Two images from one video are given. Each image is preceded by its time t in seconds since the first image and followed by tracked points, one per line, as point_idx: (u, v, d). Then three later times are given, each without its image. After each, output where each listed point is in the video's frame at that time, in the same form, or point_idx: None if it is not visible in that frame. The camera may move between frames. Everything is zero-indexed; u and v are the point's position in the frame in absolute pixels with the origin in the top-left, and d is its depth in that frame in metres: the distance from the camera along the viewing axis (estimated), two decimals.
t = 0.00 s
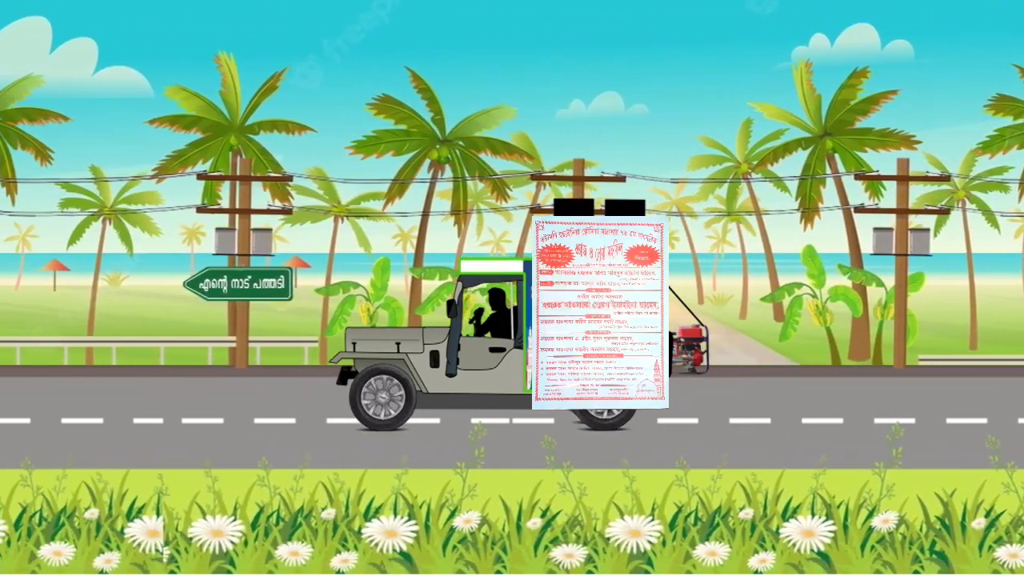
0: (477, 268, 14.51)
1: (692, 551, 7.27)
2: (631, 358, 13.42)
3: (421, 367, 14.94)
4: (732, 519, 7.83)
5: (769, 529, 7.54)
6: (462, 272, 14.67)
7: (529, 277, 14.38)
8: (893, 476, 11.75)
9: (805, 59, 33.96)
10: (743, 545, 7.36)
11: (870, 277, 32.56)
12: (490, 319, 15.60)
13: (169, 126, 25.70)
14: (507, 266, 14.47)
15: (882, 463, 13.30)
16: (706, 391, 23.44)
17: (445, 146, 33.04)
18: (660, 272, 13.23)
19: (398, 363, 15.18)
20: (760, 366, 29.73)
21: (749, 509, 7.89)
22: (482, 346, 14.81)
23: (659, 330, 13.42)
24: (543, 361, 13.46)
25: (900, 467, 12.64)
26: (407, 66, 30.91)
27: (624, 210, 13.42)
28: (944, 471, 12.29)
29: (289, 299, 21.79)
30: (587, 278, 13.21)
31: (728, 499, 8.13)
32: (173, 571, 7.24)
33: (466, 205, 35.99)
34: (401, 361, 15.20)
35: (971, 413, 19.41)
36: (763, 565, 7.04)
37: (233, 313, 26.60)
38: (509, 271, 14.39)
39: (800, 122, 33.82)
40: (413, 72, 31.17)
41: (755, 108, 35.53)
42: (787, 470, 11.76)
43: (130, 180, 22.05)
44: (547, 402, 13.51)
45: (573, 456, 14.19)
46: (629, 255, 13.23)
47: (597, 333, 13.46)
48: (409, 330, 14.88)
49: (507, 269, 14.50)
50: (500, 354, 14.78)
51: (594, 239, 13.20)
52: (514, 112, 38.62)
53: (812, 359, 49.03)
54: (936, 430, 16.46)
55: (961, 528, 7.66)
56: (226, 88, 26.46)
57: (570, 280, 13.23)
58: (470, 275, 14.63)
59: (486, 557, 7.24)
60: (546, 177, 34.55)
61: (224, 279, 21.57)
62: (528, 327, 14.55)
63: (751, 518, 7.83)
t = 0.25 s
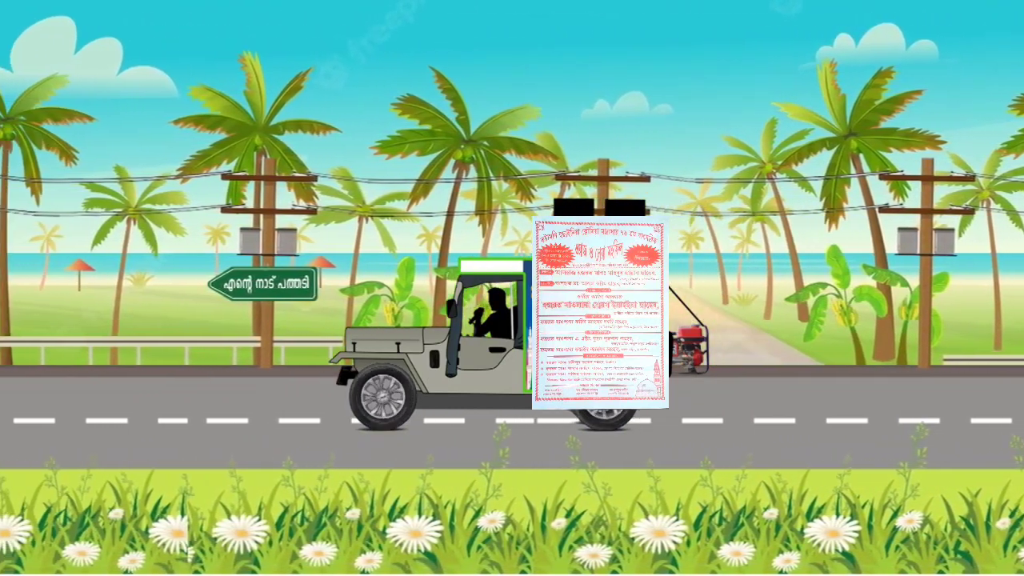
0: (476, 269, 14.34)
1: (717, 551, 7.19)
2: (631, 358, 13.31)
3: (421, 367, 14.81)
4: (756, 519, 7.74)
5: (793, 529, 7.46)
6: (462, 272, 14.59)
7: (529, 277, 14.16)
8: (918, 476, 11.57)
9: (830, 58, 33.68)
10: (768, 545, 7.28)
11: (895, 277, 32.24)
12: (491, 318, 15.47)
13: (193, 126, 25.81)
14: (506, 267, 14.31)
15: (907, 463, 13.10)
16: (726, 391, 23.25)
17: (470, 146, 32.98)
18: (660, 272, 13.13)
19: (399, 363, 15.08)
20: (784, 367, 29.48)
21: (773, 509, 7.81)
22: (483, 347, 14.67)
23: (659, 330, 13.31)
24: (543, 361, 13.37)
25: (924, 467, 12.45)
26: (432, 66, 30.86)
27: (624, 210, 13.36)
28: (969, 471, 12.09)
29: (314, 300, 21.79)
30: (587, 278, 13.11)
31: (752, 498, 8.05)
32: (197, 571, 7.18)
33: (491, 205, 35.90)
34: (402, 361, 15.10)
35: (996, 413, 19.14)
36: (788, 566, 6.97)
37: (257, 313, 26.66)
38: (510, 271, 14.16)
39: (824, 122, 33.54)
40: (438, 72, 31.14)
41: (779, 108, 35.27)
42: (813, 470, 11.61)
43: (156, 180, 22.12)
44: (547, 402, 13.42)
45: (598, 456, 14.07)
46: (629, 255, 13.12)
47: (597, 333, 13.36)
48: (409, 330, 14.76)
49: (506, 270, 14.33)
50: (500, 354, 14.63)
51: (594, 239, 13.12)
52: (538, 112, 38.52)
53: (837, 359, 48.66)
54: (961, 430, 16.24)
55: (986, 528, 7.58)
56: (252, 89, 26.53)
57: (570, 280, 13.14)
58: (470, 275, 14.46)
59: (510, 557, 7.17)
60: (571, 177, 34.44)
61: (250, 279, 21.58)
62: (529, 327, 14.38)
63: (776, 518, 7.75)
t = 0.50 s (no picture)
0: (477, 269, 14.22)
1: (745, 551, 7.07)
2: (631, 358, 13.13)
3: (421, 367, 14.70)
4: (786, 519, 7.64)
5: (822, 529, 7.34)
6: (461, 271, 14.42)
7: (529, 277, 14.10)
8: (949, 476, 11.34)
9: (859, 58, 33.31)
10: (796, 545, 7.17)
11: (924, 277, 31.86)
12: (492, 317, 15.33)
13: (222, 126, 25.89)
14: (506, 266, 14.19)
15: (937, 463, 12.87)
16: (752, 390, 23.04)
17: (498, 146, 32.90)
18: (660, 272, 12.91)
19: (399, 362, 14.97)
20: (813, 367, 29.19)
21: (802, 509, 7.69)
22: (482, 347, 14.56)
23: (659, 330, 13.12)
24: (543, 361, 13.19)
25: (954, 467, 12.22)
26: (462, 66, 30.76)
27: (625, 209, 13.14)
28: (998, 471, 11.85)
29: (343, 300, 21.79)
30: (587, 278, 12.91)
31: (780, 498, 7.92)
32: (226, 571, 7.09)
33: (519, 205, 35.82)
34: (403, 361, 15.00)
35: None
36: (817, 566, 6.84)
37: (285, 313, 26.71)
38: (510, 271, 14.14)
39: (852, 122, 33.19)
40: (466, 72, 31.05)
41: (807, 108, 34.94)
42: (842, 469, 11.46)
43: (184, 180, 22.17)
44: (547, 402, 13.24)
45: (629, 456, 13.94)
46: (629, 255, 12.92)
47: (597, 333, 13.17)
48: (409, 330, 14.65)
49: (509, 270, 14.22)
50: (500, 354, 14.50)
51: (594, 240, 12.89)
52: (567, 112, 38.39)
53: (866, 359, 48.24)
54: (991, 430, 15.97)
55: (1017, 528, 7.44)
56: (280, 89, 26.55)
57: (570, 280, 12.94)
58: (470, 275, 14.32)
59: (539, 557, 7.07)
60: (599, 177, 34.27)
61: (278, 279, 21.61)
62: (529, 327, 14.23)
63: (805, 518, 7.63)
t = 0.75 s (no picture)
0: (478, 268, 14.09)
1: (770, 551, 6.98)
2: (631, 358, 13.03)
3: (421, 367, 14.47)
4: (810, 519, 7.55)
5: (846, 530, 7.25)
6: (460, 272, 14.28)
7: (529, 277, 13.92)
8: (976, 475, 11.16)
9: (883, 58, 33.00)
10: (821, 545, 7.08)
11: (949, 277, 31.54)
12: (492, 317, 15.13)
13: (247, 126, 25.97)
14: (504, 266, 13.99)
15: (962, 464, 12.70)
16: (774, 390, 22.85)
17: (523, 145, 32.83)
18: (661, 273, 12.81)
19: (398, 363, 14.78)
20: (837, 367, 28.95)
21: (827, 509, 7.59)
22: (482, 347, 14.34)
23: (660, 330, 13.03)
24: (543, 361, 13.10)
25: (979, 467, 12.04)
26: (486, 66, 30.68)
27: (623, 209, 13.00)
28: None
29: (368, 300, 21.82)
30: (587, 278, 12.80)
31: (805, 498, 7.83)
32: (250, 571, 7.05)
33: (544, 204, 35.73)
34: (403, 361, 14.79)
35: None
36: (842, 566, 6.75)
37: (310, 313, 26.74)
38: (509, 270, 13.97)
39: (877, 122, 32.90)
40: (491, 72, 30.96)
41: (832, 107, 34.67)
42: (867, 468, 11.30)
43: (209, 180, 22.21)
44: (547, 402, 13.16)
45: (651, 456, 13.83)
46: (630, 255, 12.81)
47: (597, 333, 13.06)
48: (409, 330, 14.43)
49: (506, 270, 14.01)
50: (500, 354, 14.30)
51: (594, 239, 12.77)
52: (591, 112, 38.25)
53: (892, 359, 47.86)
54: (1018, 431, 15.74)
55: None
56: (305, 89, 26.57)
57: (570, 280, 12.82)
58: (470, 275, 14.17)
59: (565, 557, 6.99)
60: (624, 177, 34.10)
61: (303, 279, 21.61)
62: (529, 327, 14.08)
63: (829, 518, 7.53)
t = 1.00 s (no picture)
0: (478, 269, 13.92)
1: (795, 551, 6.90)
2: (631, 358, 12.93)
3: (421, 367, 14.33)
4: (834, 519, 7.47)
5: (871, 530, 7.18)
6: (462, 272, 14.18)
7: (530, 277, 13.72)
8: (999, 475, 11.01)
9: (909, 58, 32.71)
10: (845, 544, 7.01)
11: (973, 277, 31.19)
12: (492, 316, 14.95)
13: (271, 126, 26.03)
14: (505, 266, 13.80)
15: (986, 464, 12.54)
16: (795, 390, 22.69)
17: (547, 146, 32.75)
18: (660, 272, 12.72)
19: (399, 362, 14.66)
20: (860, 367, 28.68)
21: (852, 510, 7.51)
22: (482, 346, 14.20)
23: (659, 330, 12.91)
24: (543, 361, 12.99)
25: (1003, 467, 11.88)
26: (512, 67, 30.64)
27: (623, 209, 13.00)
28: None
29: (391, 300, 21.89)
30: (586, 278, 12.71)
31: (830, 498, 7.74)
32: (275, 571, 7.00)
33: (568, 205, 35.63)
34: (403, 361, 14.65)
35: None
36: (866, 566, 6.70)
37: (334, 313, 26.78)
38: (509, 270, 13.77)
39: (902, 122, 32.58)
40: (516, 72, 30.90)
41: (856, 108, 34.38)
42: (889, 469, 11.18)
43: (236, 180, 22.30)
44: (547, 402, 13.04)
45: (677, 456, 13.75)
46: (629, 255, 12.74)
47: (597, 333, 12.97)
48: (410, 330, 14.29)
49: (507, 270, 13.85)
50: (500, 354, 14.17)
51: (594, 239, 12.72)
52: (616, 112, 38.11)
53: (917, 359, 47.43)
54: None
55: None
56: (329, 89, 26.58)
57: (570, 280, 12.73)
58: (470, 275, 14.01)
59: (589, 557, 6.92)
60: (649, 177, 33.93)
61: (328, 279, 21.57)
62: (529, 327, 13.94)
63: (854, 518, 7.45)
